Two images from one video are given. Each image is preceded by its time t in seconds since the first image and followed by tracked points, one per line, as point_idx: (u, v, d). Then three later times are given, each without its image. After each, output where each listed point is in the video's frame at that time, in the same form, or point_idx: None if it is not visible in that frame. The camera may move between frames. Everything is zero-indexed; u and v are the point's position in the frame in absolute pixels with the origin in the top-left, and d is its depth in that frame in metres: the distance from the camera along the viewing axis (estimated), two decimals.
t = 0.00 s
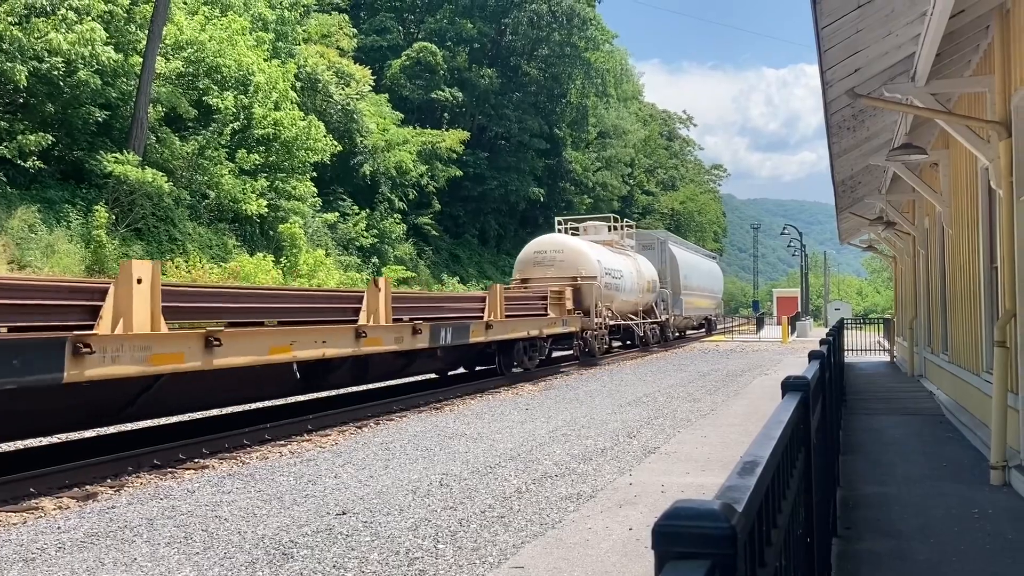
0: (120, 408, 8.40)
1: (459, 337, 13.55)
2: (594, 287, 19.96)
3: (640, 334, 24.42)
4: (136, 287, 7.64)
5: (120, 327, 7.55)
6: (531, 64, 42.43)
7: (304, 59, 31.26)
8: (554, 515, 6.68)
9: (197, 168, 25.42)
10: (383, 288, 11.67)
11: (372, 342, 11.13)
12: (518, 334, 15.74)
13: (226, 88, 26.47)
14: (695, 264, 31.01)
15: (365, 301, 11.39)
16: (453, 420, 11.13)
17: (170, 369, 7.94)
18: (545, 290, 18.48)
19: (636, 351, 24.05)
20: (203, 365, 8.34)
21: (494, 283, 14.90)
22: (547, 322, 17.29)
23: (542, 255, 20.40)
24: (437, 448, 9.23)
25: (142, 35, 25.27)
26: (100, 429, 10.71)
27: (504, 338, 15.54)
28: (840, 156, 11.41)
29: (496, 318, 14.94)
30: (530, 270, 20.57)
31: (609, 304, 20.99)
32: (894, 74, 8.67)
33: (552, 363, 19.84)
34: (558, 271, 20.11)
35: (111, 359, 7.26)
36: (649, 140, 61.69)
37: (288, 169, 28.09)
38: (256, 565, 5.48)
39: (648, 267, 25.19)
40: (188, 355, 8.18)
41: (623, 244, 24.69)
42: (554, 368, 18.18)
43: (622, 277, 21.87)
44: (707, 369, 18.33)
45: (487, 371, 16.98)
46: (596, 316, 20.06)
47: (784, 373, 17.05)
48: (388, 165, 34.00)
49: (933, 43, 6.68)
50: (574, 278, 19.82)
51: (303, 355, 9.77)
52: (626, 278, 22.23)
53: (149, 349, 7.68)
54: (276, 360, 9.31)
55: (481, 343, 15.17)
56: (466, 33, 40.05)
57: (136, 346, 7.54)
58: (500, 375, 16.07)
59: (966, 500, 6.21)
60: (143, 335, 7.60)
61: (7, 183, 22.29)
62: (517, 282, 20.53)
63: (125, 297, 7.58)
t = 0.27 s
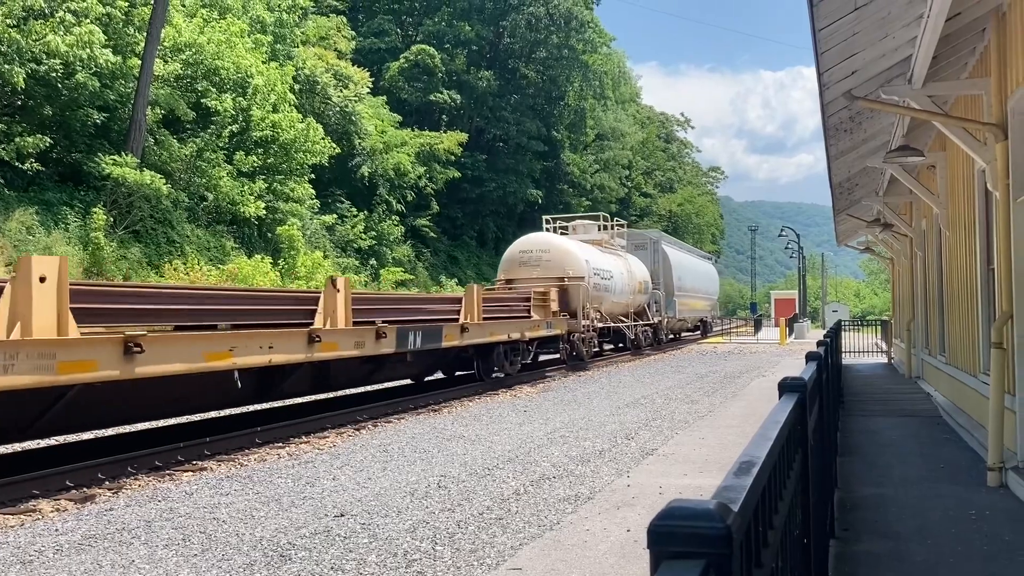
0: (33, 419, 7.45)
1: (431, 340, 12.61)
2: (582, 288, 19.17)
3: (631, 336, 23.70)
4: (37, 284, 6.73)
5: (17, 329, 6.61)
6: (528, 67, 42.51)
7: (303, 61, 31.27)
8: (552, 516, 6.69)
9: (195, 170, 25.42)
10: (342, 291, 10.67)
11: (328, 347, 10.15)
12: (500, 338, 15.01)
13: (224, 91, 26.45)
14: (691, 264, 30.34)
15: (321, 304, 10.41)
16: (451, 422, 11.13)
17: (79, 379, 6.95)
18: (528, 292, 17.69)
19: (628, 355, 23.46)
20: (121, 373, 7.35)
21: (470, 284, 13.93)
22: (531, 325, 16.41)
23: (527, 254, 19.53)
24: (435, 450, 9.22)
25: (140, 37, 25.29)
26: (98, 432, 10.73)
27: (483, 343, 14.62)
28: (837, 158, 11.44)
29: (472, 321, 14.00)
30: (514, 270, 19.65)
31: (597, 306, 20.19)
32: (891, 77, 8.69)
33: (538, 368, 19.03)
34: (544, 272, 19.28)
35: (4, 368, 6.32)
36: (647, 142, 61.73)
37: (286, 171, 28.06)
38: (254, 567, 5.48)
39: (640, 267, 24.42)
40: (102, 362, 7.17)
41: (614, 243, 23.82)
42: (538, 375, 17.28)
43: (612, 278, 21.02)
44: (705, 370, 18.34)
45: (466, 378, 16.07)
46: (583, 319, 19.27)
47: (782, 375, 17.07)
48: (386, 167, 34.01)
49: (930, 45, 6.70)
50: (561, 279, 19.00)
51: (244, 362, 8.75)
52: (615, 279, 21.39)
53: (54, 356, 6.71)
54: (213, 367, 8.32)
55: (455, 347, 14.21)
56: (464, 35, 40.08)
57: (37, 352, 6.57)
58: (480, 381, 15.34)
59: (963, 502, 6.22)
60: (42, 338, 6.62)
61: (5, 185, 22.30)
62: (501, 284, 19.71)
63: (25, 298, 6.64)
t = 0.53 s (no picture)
0: None
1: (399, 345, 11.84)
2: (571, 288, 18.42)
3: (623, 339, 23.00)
4: None
5: None
6: (527, 69, 42.57)
7: (302, 63, 31.25)
8: (551, 519, 6.69)
9: (194, 172, 25.41)
10: (295, 291, 9.90)
11: (277, 353, 9.39)
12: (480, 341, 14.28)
13: (223, 93, 26.43)
14: (686, 266, 29.70)
15: (271, 306, 9.67)
16: (450, 425, 11.13)
17: None
18: (511, 293, 16.92)
19: (621, 357, 22.93)
20: (16, 385, 6.49)
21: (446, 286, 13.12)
22: (514, 329, 15.62)
23: (512, 254, 18.74)
24: (434, 452, 9.22)
25: (139, 39, 25.30)
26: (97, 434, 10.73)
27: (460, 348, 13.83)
28: (836, 160, 11.44)
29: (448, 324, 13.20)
30: (499, 270, 18.85)
31: (586, 307, 19.42)
32: (890, 78, 8.70)
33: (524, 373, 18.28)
34: (530, 272, 18.51)
35: None
36: (646, 144, 61.73)
37: (285, 173, 27.99)
38: (252, 569, 5.48)
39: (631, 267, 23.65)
40: None
41: (603, 243, 22.99)
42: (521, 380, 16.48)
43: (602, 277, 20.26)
44: (704, 373, 18.34)
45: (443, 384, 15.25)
46: (571, 321, 18.51)
47: (781, 377, 17.07)
48: (385, 169, 34.01)
49: (928, 47, 6.71)
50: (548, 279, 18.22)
51: (174, 370, 7.96)
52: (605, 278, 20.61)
53: None
54: (136, 377, 7.53)
55: (430, 352, 13.40)
56: (463, 38, 40.09)
57: None
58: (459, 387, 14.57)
59: (962, 503, 6.23)
60: None
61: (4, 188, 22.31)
62: (485, 285, 18.91)
63: None
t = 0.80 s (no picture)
0: None
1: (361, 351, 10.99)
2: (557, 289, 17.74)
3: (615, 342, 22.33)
4: None
5: None
6: (527, 71, 42.60)
7: (302, 65, 31.29)
8: (551, 521, 6.67)
9: (194, 174, 25.41)
10: (239, 292, 8.88)
11: (216, 359, 8.50)
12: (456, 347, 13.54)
13: (223, 94, 26.41)
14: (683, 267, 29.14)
15: (208, 307, 8.70)
16: (450, 427, 11.12)
17: None
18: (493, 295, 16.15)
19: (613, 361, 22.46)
20: None
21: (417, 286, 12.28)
22: (494, 333, 14.84)
23: (497, 253, 18.05)
24: (434, 455, 9.21)
25: (139, 41, 25.32)
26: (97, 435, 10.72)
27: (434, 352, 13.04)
28: (836, 162, 11.44)
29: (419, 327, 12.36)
30: (483, 270, 18.14)
31: (573, 309, 18.71)
32: (890, 81, 8.69)
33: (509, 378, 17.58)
34: (515, 272, 17.81)
35: None
36: (646, 146, 61.73)
37: (285, 175, 27.97)
38: (251, 572, 5.46)
39: (623, 268, 22.93)
40: None
41: (594, 242, 22.25)
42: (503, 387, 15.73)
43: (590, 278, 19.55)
44: (704, 375, 18.33)
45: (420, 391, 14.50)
46: (557, 323, 17.80)
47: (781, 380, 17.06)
48: (385, 171, 34.02)
49: (928, 50, 6.70)
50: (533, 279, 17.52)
51: (88, 380, 7.07)
52: (594, 279, 19.91)
53: None
54: (36, 388, 6.62)
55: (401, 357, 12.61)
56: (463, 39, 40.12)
57: None
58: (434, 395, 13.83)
59: (964, 506, 6.21)
60: None
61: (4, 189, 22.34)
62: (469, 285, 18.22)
63: None
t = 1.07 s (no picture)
0: None
1: (318, 357, 10.19)
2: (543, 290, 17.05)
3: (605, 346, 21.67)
4: None
5: None
6: (528, 73, 42.62)
7: (303, 67, 31.34)
8: (551, 524, 6.67)
9: (195, 176, 25.42)
10: (170, 292, 8.16)
11: (141, 367, 7.69)
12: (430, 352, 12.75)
13: (224, 97, 26.42)
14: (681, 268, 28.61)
15: (135, 308, 7.91)
16: (450, 429, 11.13)
17: None
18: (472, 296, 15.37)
19: (606, 364, 22.01)
20: None
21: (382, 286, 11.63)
22: (472, 336, 14.15)
23: (481, 251, 17.37)
24: (435, 457, 9.20)
25: (140, 43, 25.35)
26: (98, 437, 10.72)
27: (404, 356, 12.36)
28: (837, 165, 11.43)
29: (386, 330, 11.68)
30: (467, 271, 17.45)
31: (560, 311, 18.01)
32: (891, 84, 8.69)
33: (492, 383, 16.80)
34: (499, 272, 17.14)
35: None
36: (647, 148, 61.76)
37: (286, 177, 27.96)
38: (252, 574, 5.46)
39: (614, 268, 22.21)
40: None
41: (585, 241, 21.50)
42: (484, 393, 15.03)
43: (579, 278, 18.86)
44: (705, 377, 18.32)
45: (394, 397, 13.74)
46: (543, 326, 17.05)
47: (781, 382, 17.06)
48: (386, 173, 34.03)
49: (929, 53, 6.71)
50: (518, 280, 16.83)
51: None
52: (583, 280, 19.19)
53: None
54: None
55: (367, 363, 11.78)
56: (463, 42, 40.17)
57: None
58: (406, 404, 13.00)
59: (965, 509, 6.20)
60: None
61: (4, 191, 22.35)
62: (451, 285, 17.54)
63: None
